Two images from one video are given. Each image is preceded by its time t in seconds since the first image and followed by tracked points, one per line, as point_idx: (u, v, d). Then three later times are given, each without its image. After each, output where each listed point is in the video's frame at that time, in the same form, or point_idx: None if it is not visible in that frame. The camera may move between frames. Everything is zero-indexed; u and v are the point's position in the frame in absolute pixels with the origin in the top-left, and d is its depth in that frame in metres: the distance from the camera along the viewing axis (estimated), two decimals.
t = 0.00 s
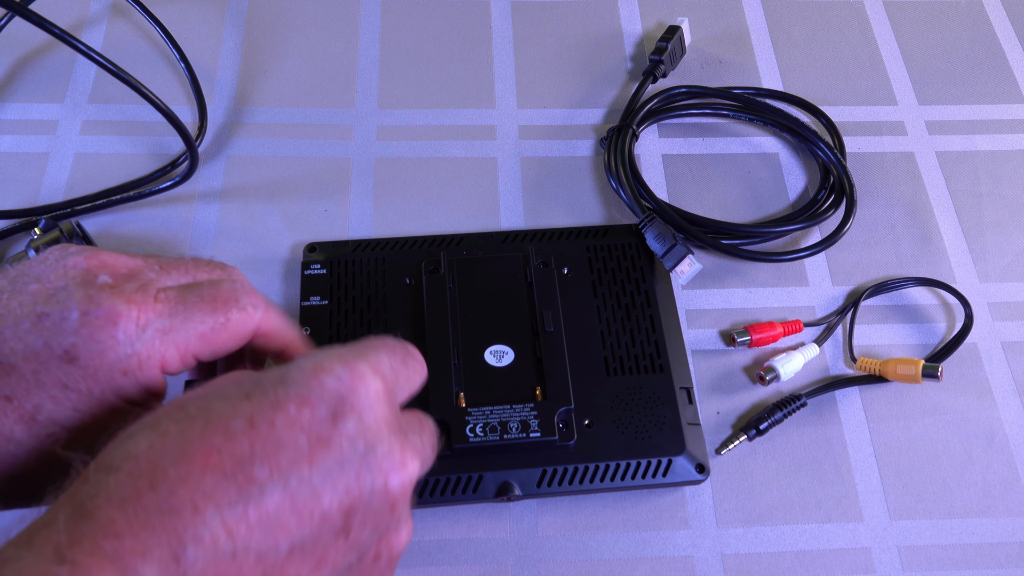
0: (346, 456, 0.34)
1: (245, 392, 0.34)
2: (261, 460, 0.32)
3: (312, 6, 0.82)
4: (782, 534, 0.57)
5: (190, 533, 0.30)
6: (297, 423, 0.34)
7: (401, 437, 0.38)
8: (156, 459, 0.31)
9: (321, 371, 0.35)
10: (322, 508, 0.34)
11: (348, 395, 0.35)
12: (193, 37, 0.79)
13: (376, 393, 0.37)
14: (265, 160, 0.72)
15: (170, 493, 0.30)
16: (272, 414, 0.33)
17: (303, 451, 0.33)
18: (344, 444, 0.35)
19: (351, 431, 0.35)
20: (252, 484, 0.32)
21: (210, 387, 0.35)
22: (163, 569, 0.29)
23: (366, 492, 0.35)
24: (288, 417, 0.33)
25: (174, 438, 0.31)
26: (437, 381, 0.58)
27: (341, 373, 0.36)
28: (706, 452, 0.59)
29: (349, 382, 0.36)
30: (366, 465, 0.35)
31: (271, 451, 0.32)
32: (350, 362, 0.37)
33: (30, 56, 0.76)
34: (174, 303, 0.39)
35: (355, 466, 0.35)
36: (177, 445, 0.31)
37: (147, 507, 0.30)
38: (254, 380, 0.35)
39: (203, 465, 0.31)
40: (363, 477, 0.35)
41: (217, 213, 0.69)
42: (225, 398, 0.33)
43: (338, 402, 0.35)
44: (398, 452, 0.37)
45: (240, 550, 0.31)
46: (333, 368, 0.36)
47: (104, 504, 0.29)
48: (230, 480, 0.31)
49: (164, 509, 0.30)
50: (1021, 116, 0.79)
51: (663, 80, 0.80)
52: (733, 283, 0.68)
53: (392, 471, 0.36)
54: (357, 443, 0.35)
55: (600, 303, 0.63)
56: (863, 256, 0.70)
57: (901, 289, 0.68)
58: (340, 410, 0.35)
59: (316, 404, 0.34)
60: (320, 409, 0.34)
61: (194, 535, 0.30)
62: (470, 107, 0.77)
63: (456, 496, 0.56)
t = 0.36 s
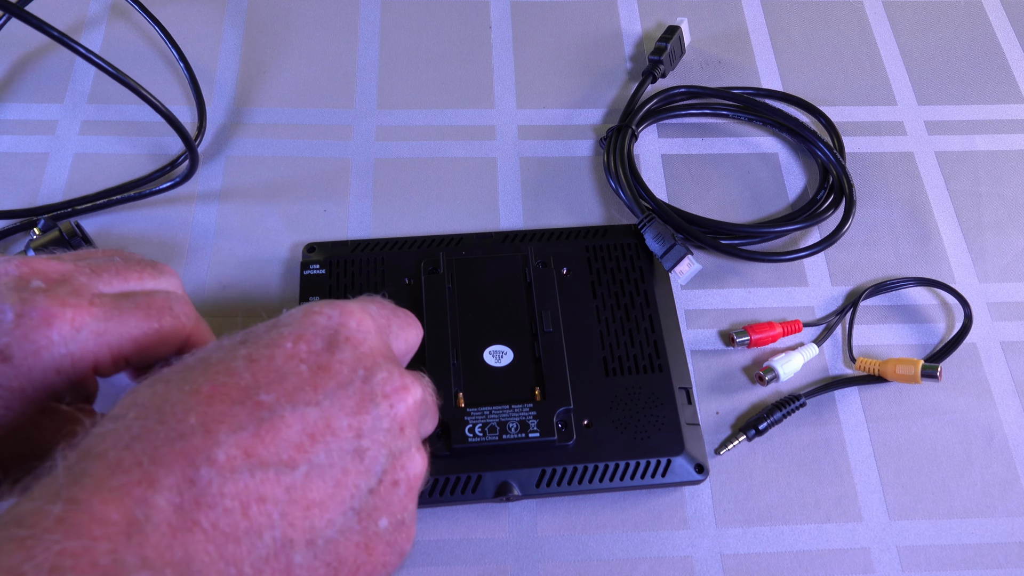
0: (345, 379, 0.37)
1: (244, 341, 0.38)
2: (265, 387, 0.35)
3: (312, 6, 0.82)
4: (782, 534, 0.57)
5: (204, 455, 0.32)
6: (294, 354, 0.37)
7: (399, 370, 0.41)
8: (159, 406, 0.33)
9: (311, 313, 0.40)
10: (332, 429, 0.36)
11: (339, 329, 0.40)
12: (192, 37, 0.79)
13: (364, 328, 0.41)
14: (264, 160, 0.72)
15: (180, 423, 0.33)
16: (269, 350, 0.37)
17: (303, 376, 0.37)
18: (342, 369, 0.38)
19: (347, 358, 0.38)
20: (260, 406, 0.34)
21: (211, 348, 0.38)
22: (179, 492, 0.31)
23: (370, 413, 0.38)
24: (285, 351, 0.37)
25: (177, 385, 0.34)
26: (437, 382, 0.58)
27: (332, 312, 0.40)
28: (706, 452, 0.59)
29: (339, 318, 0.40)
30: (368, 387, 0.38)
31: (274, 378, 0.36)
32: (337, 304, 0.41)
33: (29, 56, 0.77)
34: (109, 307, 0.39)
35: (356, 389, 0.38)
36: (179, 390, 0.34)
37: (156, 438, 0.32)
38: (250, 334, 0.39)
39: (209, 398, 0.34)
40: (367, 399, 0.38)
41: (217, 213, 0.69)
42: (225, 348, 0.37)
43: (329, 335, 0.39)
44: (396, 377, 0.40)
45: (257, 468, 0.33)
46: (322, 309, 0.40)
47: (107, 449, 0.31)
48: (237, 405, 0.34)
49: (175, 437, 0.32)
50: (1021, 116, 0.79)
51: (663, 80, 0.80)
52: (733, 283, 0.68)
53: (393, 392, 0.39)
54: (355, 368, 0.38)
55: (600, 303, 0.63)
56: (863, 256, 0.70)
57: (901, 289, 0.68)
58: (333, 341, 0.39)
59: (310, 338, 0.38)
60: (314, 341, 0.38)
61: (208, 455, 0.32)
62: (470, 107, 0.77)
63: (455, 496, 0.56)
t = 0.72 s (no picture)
0: (371, 367, 0.38)
1: (271, 330, 0.39)
2: (295, 371, 0.36)
3: (312, 6, 0.82)
4: (782, 534, 0.57)
5: (238, 435, 0.32)
6: (323, 341, 0.38)
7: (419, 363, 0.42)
8: (192, 386, 0.34)
9: (337, 306, 0.41)
10: (359, 415, 0.37)
11: (364, 321, 0.41)
12: (192, 37, 0.79)
13: (387, 322, 0.42)
14: (264, 160, 0.72)
15: (214, 402, 0.33)
16: (299, 337, 0.38)
17: (332, 362, 0.37)
18: (369, 357, 0.39)
19: (373, 348, 0.39)
20: (291, 391, 0.35)
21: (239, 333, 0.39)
22: (213, 471, 0.31)
23: (395, 403, 0.39)
24: (314, 338, 0.38)
25: (208, 367, 0.35)
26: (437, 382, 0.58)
27: (356, 305, 0.41)
28: (706, 452, 0.59)
29: (365, 311, 0.41)
30: (391, 377, 0.39)
31: (304, 364, 0.36)
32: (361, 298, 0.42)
33: (28, 56, 0.76)
34: (131, 309, 0.39)
35: (382, 378, 0.38)
36: (211, 373, 0.34)
37: (190, 417, 0.32)
38: (276, 324, 0.40)
39: (241, 379, 0.34)
40: (392, 389, 0.39)
41: (217, 213, 0.69)
42: (254, 337, 0.38)
43: (356, 326, 0.40)
44: (417, 369, 0.41)
45: (290, 450, 0.33)
46: (348, 302, 0.41)
47: (142, 426, 0.31)
48: (270, 388, 0.34)
49: (209, 416, 0.32)
50: (1021, 116, 0.79)
51: (663, 80, 0.80)
52: (733, 283, 0.68)
53: (416, 383, 0.40)
54: (381, 359, 0.39)
55: (600, 303, 0.63)
56: (863, 256, 0.70)
57: (901, 289, 0.68)
58: (361, 331, 0.40)
59: (337, 328, 0.39)
60: (342, 330, 0.39)
61: (242, 435, 0.32)
62: (470, 107, 0.77)
63: (455, 496, 0.56)
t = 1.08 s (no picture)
0: (354, 362, 0.37)
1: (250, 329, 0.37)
2: (276, 370, 0.35)
3: (312, 5, 0.82)
4: (782, 534, 0.57)
5: (217, 436, 0.31)
6: (303, 340, 0.37)
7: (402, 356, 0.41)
8: (172, 390, 0.33)
9: (317, 303, 0.40)
10: (344, 412, 0.35)
11: (345, 317, 0.40)
12: (192, 37, 0.79)
13: (368, 317, 0.41)
14: (264, 159, 0.72)
15: (190, 408, 0.32)
16: (279, 335, 0.37)
17: (315, 359, 0.36)
18: (351, 353, 0.38)
19: (356, 343, 0.39)
20: (271, 390, 0.34)
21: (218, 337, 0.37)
22: (192, 475, 0.30)
23: (381, 396, 0.37)
24: (292, 338, 0.37)
25: (186, 370, 0.34)
26: (437, 381, 0.58)
27: (337, 301, 0.40)
28: (706, 452, 0.59)
29: (345, 307, 0.40)
30: (375, 372, 0.38)
31: (285, 362, 0.35)
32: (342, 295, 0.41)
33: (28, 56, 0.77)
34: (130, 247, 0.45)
35: (365, 373, 0.37)
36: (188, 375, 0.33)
37: (168, 422, 0.31)
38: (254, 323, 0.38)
39: (220, 382, 0.33)
40: (376, 382, 0.38)
41: (217, 212, 0.69)
42: (230, 338, 0.37)
43: (337, 322, 0.39)
44: (401, 362, 0.40)
45: (271, 449, 0.32)
46: (329, 299, 0.40)
47: (122, 432, 0.31)
48: (248, 388, 0.33)
49: (186, 422, 0.31)
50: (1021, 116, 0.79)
51: (663, 80, 0.80)
52: (733, 283, 0.68)
53: (400, 376, 0.39)
54: (363, 354, 0.38)
55: (600, 303, 0.63)
56: (863, 256, 0.70)
57: (901, 289, 0.68)
58: (342, 328, 0.39)
59: (318, 325, 0.38)
60: (323, 328, 0.38)
61: (220, 437, 0.31)
62: (470, 107, 0.77)
63: (455, 496, 0.56)
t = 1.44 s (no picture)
0: (367, 357, 0.40)
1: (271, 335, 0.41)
2: (297, 366, 0.38)
3: (312, 5, 0.82)
4: (782, 534, 0.57)
5: (242, 421, 0.33)
6: (320, 341, 0.41)
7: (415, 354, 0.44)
8: (197, 390, 0.35)
9: (331, 313, 0.44)
10: (361, 399, 0.38)
11: (357, 323, 0.43)
12: (192, 37, 0.79)
13: (380, 323, 0.44)
14: (264, 159, 0.72)
15: (215, 399, 0.34)
16: (297, 339, 0.40)
17: (330, 357, 0.39)
18: (365, 350, 0.41)
19: (369, 343, 0.42)
20: (293, 381, 0.37)
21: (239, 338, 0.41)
22: (218, 455, 0.32)
23: (397, 385, 0.40)
24: (312, 339, 0.41)
25: (211, 373, 0.37)
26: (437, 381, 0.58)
27: (350, 311, 0.44)
28: (706, 452, 0.59)
29: (358, 316, 0.44)
30: (390, 365, 0.40)
31: (304, 360, 0.38)
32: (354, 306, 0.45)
33: (27, 56, 0.77)
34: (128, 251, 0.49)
35: (380, 365, 0.40)
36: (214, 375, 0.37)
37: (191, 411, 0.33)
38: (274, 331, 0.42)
39: (244, 376, 0.36)
40: (392, 373, 0.40)
41: (217, 212, 0.69)
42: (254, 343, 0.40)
43: (349, 326, 0.43)
44: (416, 356, 0.42)
45: (295, 429, 0.35)
46: (341, 309, 0.44)
47: (147, 426, 0.33)
48: (273, 380, 0.36)
49: (211, 410, 0.34)
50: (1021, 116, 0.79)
51: (663, 80, 0.80)
52: (733, 283, 0.68)
53: (415, 367, 0.41)
54: (377, 349, 0.41)
55: (600, 303, 0.63)
56: (863, 256, 0.70)
57: (901, 289, 0.69)
58: (355, 330, 0.42)
59: (332, 331, 0.42)
60: (337, 332, 0.42)
61: (245, 420, 0.34)
62: (470, 107, 0.77)
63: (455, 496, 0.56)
